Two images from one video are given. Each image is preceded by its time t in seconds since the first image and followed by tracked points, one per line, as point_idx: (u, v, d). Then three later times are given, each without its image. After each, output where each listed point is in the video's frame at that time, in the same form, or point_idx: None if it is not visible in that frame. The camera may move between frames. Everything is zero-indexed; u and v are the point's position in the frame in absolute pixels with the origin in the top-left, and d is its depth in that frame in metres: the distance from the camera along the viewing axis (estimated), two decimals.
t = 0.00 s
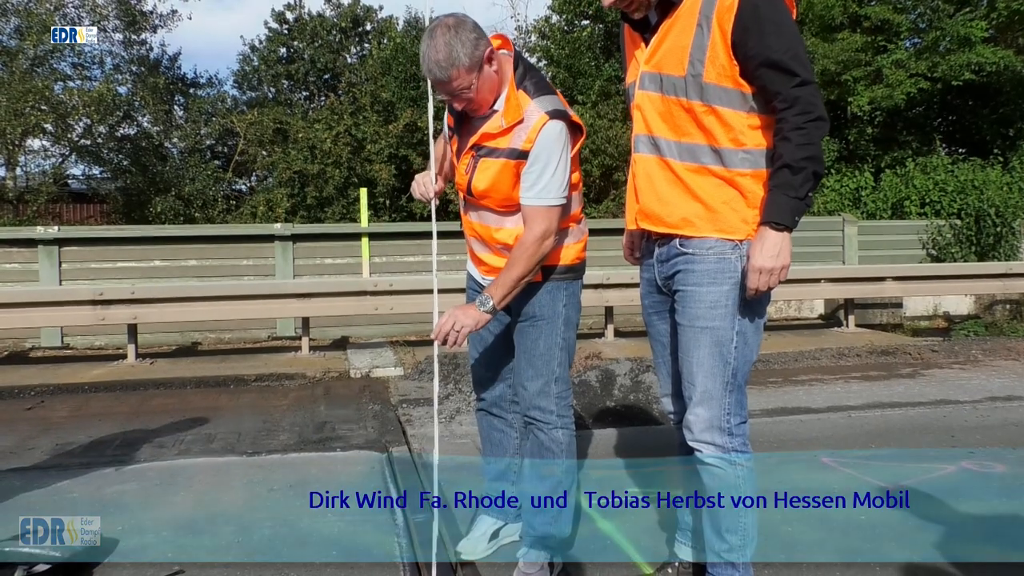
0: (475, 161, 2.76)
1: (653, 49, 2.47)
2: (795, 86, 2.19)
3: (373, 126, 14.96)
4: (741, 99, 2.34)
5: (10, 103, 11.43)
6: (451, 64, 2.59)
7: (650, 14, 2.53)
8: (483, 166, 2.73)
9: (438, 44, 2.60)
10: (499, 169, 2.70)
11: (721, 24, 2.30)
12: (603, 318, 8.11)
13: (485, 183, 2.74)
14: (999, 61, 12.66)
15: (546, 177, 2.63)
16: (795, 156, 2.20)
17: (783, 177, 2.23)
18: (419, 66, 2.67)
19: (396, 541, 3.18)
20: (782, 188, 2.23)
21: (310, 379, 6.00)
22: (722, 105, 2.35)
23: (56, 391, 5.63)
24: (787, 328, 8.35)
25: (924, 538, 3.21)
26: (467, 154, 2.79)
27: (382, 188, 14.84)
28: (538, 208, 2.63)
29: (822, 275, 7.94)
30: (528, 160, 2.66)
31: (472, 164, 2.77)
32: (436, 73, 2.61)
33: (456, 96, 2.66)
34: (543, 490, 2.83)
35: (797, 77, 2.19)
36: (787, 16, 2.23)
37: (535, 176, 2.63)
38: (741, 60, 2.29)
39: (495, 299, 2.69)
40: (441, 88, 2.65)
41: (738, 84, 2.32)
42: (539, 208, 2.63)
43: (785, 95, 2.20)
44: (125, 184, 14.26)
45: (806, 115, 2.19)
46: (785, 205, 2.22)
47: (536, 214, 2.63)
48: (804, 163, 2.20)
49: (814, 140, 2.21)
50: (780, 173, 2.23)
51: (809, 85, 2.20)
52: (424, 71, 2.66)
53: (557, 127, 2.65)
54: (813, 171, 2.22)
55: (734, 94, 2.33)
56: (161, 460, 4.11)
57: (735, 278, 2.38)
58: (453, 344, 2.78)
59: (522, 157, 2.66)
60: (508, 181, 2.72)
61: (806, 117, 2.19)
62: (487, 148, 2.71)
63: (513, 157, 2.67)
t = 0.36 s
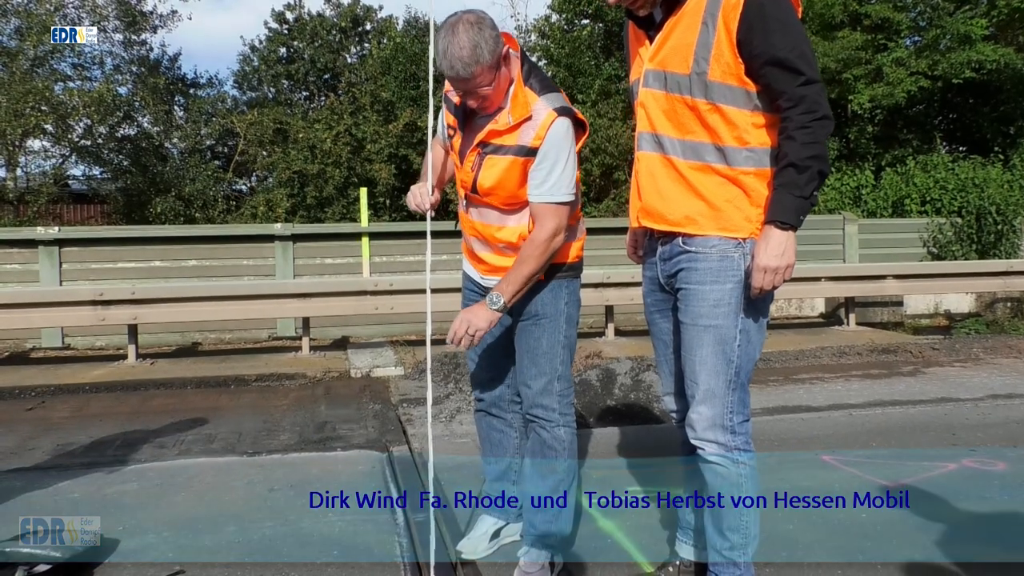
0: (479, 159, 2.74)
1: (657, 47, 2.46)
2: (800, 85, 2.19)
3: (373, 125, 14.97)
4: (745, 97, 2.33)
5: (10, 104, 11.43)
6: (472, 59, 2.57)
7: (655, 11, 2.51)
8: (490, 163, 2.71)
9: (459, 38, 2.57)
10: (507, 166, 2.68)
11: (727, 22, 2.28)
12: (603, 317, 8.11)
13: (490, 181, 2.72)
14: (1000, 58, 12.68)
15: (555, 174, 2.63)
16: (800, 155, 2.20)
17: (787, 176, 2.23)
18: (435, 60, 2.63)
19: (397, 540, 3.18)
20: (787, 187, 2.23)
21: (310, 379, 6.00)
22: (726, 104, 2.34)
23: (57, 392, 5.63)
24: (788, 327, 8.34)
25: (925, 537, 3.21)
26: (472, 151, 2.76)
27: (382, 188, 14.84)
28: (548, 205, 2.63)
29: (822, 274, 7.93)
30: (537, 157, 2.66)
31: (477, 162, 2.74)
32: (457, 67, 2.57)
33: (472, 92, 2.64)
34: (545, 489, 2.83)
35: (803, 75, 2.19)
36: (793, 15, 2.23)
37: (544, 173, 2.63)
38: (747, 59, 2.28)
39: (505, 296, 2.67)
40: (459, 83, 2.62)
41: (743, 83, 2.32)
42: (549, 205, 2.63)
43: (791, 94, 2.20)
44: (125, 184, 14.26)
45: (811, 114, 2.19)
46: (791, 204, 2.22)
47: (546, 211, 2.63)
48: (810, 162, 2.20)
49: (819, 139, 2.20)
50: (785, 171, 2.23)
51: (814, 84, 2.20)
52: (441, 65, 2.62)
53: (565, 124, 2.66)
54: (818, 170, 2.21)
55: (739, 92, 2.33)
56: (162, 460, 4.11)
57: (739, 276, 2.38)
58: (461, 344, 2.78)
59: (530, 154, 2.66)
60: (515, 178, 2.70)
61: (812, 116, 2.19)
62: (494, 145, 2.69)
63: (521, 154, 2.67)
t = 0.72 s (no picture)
0: (490, 153, 2.71)
1: (659, 42, 2.46)
2: (802, 83, 2.19)
3: (372, 125, 14.98)
4: (747, 95, 2.33)
5: (8, 107, 11.43)
6: (494, 52, 2.55)
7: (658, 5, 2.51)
8: (502, 157, 2.68)
9: (481, 30, 2.56)
10: (519, 160, 2.66)
11: (730, 19, 2.28)
12: (603, 314, 8.12)
13: (501, 175, 2.69)
14: (998, 53, 12.70)
15: (569, 168, 2.67)
16: (801, 154, 2.19)
17: (789, 175, 2.22)
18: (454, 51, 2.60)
19: (398, 540, 3.18)
20: (789, 187, 2.22)
21: (310, 379, 5.99)
22: (726, 101, 2.34)
23: (58, 394, 5.63)
24: (788, 323, 8.34)
25: (926, 532, 3.21)
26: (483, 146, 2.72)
27: (381, 188, 14.85)
28: (562, 199, 2.68)
29: (822, 270, 7.93)
30: (550, 151, 2.67)
31: (486, 155, 2.71)
32: (479, 59, 2.55)
33: (490, 85, 2.62)
34: (546, 486, 2.82)
35: (804, 74, 2.19)
36: (796, 12, 2.22)
37: (560, 166, 2.66)
38: (749, 56, 2.27)
39: (525, 292, 2.70)
40: (479, 76, 2.59)
41: (744, 79, 2.31)
42: (564, 201, 2.68)
43: (793, 91, 2.19)
44: (124, 186, 14.25)
45: (813, 113, 2.19)
46: (792, 203, 2.21)
47: (562, 207, 2.69)
48: (812, 161, 2.20)
49: (820, 138, 2.20)
50: (787, 171, 2.23)
51: (816, 83, 2.20)
52: (461, 57, 2.59)
53: (576, 119, 2.69)
54: (820, 170, 2.21)
55: (740, 89, 2.32)
56: (162, 462, 4.10)
57: (741, 272, 2.38)
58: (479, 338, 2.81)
59: (543, 148, 2.66)
60: (527, 172, 2.69)
61: (814, 114, 2.19)
62: (506, 139, 2.68)
63: (534, 148, 2.66)
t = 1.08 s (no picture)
0: (498, 151, 2.71)
1: (659, 40, 2.45)
2: (800, 84, 2.18)
3: (372, 124, 15.00)
4: (745, 94, 2.32)
5: (8, 106, 11.41)
6: (510, 49, 2.55)
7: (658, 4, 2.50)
8: (510, 155, 2.69)
9: (498, 27, 2.56)
10: (528, 158, 2.67)
11: (729, 18, 2.27)
12: (603, 313, 8.12)
13: (509, 172, 2.69)
14: (998, 51, 12.71)
15: (576, 166, 2.68)
16: (799, 157, 2.19)
17: (786, 177, 2.22)
18: (469, 46, 2.59)
19: (398, 539, 3.18)
20: (785, 189, 2.22)
21: (310, 378, 5.99)
22: (724, 101, 2.33)
23: (58, 393, 5.63)
24: (788, 322, 8.34)
25: (926, 530, 3.21)
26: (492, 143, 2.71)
27: (382, 187, 14.87)
28: (569, 197, 2.69)
29: (822, 268, 7.93)
30: (559, 149, 2.68)
31: (495, 153, 2.71)
32: (496, 56, 2.54)
33: (503, 83, 2.61)
34: (546, 486, 2.82)
35: (803, 75, 2.18)
36: (797, 12, 2.21)
37: (568, 165, 2.67)
38: (747, 56, 2.26)
39: (525, 286, 2.70)
40: (494, 73, 2.58)
41: (743, 79, 2.30)
42: (569, 199, 2.69)
43: (791, 93, 2.19)
44: (124, 186, 14.25)
45: (811, 115, 2.18)
46: (789, 205, 2.21)
47: (567, 206, 2.70)
48: (809, 163, 2.19)
49: (818, 140, 2.20)
50: (784, 173, 2.22)
51: (814, 84, 2.19)
52: (476, 53, 2.57)
53: (585, 118, 2.71)
54: (817, 172, 2.21)
55: (738, 89, 2.32)
56: (162, 461, 4.10)
57: (738, 274, 2.37)
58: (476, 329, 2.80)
59: (553, 146, 2.67)
60: (535, 170, 2.69)
61: (812, 116, 2.18)
62: (514, 137, 2.69)
63: (544, 146, 2.67)
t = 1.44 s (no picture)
0: (506, 151, 2.71)
1: (661, 36, 2.46)
2: (800, 81, 2.18)
3: (373, 123, 15.02)
4: (746, 92, 2.32)
5: (9, 103, 11.40)
6: (518, 49, 2.55)
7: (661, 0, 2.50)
8: (518, 155, 2.69)
9: (506, 27, 2.55)
10: (536, 157, 2.68)
11: (731, 15, 2.28)
12: (603, 313, 8.12)
13: (517, 172, 2.69)
14: (1000, 53, 12.70)
15: (583, 165, 2.70)
16: (796, 154, 2.19)
17: (783, 175, 2.22)
18: (477, 47, 2.58)
19: (397, 538, 3.18)
20: (782, 187, 2.21)
21: (310, 377, 5.99)
22: (725, 98, 2.34)
23: (58, 391, 5.63)
24: (788, 322, 8.34)
25: (925, 531, 3.21)
26: (500, 144, 2.71)
27: (383, 186, 14.90)
28: (576, 196, 2.70)
29: (823, 269, 7.92)
30: (566, 148, 2.69)
31: (502, 152, 2.70)
32: (503, 56, 2.54)
33: (511, 83, 2.60)
34: (546, 485, 2.82)
35: (802, 72, 2.18)
36: (799, 10, 2.21)
37: (575, 164, 2.69)
38: (748, 52, 2.27)
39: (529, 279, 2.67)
40: (501, 74, 2.58)
41: (743, 77, 2.31)
42: (575, 197, 2.70)
43: (789, 90, 2.19)
44: (125, 183, 14.26)
45: (809, 112, 2.18)
46: (785, 204, 2.21)
47: (573, 203, 2.70)
48: (805, 161, 2.19)
49: (816, 139, 2.19)
50: (780, 170, 2.22)
51: (814, 82, 2.19)
52: (483, 53, 2.57)
53: (591, 118, 2.72)
54: (814, 170, 2.21)
55: (739, 86, 2.32)
56: (161, 459, 4.10)
57: (738, 275, 2.37)
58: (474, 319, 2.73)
59: (560, 145, 2.67)
60: (542, 170, 2.70)
61: (809, 114, 2.18)
62: (522, 137, 2.69)
63: (551, 146, 2.68)
